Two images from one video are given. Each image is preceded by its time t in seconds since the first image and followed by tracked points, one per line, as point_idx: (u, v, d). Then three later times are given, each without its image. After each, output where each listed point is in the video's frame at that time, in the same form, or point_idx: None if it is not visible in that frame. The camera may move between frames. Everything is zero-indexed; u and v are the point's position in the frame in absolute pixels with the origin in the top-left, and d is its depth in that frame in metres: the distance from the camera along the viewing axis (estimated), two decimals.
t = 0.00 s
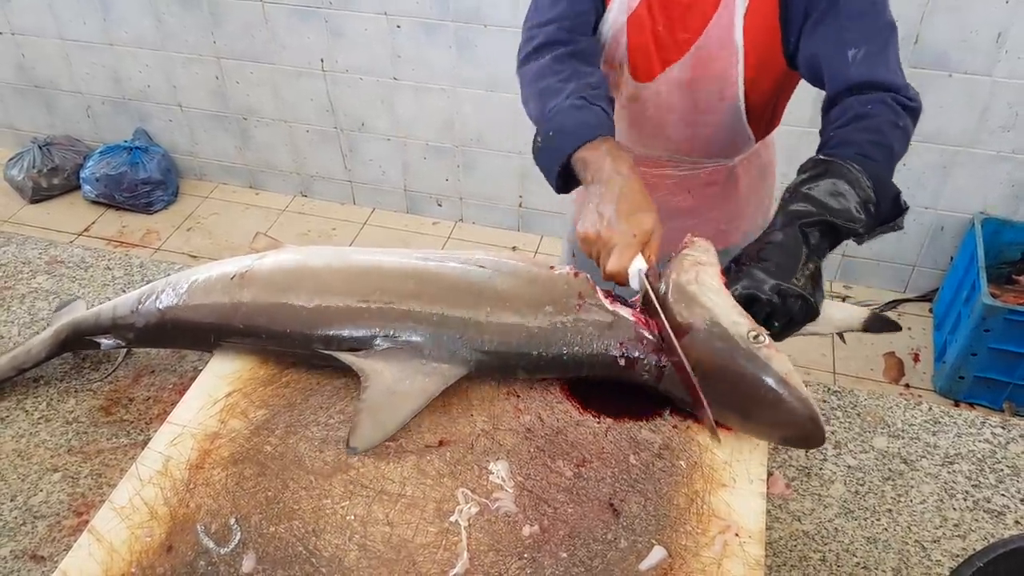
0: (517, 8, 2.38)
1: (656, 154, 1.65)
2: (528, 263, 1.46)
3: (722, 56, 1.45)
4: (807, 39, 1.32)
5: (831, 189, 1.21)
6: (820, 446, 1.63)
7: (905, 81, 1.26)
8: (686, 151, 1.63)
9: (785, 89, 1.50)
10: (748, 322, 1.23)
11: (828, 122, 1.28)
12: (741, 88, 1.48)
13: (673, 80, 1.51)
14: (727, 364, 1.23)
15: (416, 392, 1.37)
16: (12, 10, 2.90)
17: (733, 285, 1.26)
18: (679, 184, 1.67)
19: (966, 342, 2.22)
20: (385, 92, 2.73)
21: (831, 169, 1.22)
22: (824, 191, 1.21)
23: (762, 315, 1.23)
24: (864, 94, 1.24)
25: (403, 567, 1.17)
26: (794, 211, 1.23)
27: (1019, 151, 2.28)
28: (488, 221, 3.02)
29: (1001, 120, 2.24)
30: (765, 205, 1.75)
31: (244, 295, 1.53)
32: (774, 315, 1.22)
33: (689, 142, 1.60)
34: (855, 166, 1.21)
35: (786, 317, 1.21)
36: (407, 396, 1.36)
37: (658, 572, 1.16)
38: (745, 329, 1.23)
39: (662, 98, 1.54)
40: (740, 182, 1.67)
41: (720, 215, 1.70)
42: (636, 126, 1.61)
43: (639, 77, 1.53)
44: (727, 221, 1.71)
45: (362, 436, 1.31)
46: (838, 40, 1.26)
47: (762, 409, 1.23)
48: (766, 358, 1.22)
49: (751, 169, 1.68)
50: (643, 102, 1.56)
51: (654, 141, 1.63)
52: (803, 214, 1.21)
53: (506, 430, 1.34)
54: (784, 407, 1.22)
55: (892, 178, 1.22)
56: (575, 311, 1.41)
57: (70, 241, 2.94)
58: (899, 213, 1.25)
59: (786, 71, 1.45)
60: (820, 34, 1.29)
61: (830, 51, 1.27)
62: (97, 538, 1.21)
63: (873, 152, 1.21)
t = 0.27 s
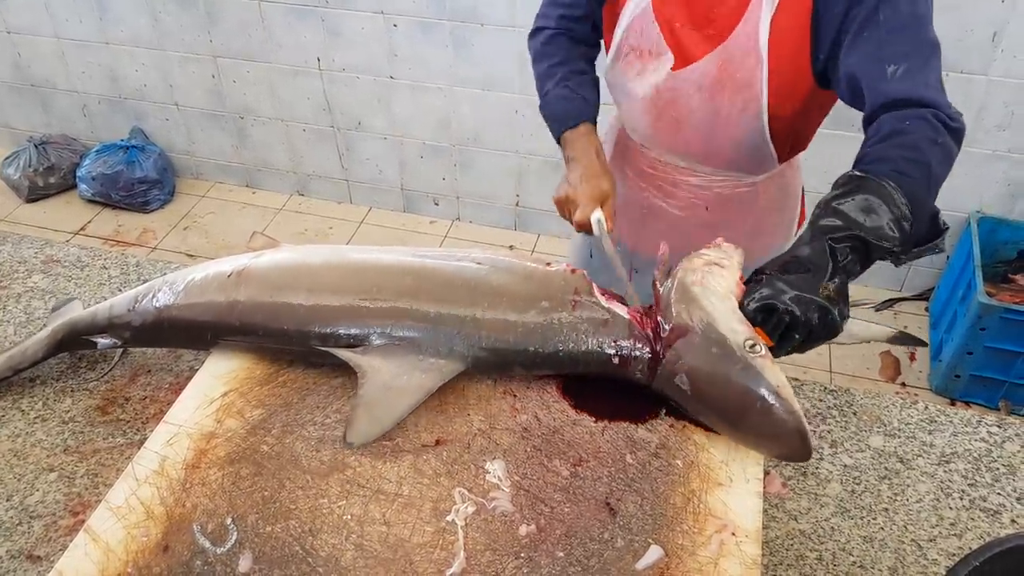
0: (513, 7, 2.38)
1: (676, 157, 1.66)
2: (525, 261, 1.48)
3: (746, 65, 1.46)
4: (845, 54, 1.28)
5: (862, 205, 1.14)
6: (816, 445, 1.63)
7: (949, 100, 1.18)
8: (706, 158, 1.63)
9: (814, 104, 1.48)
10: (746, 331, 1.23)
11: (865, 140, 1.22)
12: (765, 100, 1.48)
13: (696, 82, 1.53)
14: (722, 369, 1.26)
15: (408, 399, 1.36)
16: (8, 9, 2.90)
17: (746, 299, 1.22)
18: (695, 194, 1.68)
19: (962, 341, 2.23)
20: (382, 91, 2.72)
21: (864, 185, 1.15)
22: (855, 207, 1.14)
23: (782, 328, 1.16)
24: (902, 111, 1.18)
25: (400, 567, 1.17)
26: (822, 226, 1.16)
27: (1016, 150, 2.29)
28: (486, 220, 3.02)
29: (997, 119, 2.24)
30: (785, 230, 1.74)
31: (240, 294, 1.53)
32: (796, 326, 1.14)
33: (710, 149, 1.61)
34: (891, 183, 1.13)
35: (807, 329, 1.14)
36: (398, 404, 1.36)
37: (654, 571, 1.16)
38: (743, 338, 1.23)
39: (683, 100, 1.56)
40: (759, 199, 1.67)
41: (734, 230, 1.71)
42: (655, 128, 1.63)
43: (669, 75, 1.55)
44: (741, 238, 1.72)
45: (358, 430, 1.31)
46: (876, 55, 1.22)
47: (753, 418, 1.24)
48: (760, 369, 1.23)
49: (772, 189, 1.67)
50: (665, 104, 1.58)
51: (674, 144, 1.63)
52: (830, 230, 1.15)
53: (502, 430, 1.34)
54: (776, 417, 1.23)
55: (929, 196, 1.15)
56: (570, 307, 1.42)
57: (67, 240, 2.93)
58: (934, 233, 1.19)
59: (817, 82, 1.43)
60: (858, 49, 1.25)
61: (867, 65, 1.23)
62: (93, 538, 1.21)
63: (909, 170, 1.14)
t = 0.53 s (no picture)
0: (511, 7, 2.38)
1: (685, 154, 1.65)
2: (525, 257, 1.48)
3: (754, 58, 1.44)
4: (843, 42, 1.31)
5: (857, 194, 1.16)
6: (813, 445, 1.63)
7: (944, 89, 1.22)
8: (716, 154, 1.62)
9: (820, 96, 1.48)
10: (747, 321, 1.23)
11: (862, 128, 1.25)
12: (772, 94, 1.46)
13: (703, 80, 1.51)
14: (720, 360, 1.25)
15: (413, 383, 1.37)
16: (5, 7, 2.89)
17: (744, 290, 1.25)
18: (707, 188, 1.67)
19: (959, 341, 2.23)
20: (380, 91, 2.72)
21: (860, 173, 1.18)
22: (851, 196, 1.16)
23: (778, 319, 1.20)
24: (898, 99, 1.21)
25: (397, 567, 1.17)
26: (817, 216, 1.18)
27: (1013, 150, 2.29)
28: (483, 219, 3.02)
29: (995, 120, 2.24)
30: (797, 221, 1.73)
31: (238, 294, 1.53)
32: (792, 319, 1.19)
33: (719, 145, 1.59)
34: (885, 172, 1.16)
35: (803, 322, 1.18)
36: (403, 389, 1.36)
37: (652, 571, 1.16)
38: (743, 326, 1.23)
39: (691, 98, 1.54)
40: (770, 190, 1.66)
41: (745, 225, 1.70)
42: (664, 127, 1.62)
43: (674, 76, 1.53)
44: (754, 232, 1.71)
45: (358, 427, 1.31)
46: (875, 44, 1.25)
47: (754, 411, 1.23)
48: (762, 357, 1.21)
49: (783, 179, 1.66)
50: (672, 103, 1.57)
51: (684, 142, 1.62)
52: (826, 219, 1.17)
53: (500, 429, 1.34)
54: (778, 409, 1.21)
55: (924, 184, 1.18)
56: (570, 301, 1.43)
57: (64, 239, 2.92)
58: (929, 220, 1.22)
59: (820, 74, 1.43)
60: (857, 38, 1.28)
61: (866, 54, 1.26)
62: (90, 538, 1.20)
63: (904, 157, 1.17)
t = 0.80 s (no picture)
0: (510, 8, 2.38)
1: (683, 153, 1.65)
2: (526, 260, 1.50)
3: (760, 63, 1.44)
4: (843, 47, 1.29)
5: (854, 205, 1.18)
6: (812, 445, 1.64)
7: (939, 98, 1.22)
8: (713, 151, 1.62)
9: (816, 98, 1.51)
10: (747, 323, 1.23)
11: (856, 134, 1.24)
12: (774, 94, 1.47)
13: (705, 83, 1.50)
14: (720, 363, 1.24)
15: (414, 387, 1.37)
16: (4, 8, 2.89)
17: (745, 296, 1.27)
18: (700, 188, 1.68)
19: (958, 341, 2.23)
20: (379, 91, 2.72)
21: (854, 184, 1.19)
22: (848, 207, 1.19)
23: (778, 327, 1.22)
24: (894, 108, 1.20)
25: (396, 567, 1.17)
26: (815, 226, 1.21)
27: (1011, 151, 2.29)
28: (483, 220, 3.02)
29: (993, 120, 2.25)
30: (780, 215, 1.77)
31: (239, 295, 1.53)
32: (790, 326, 1.21)
33: (718, 143, 1.59)
34: (880, 183, 1.18)
35: (800, 328, 1.20)
36: (402, 393, 1.36)
37: (650, 571, 1.16)
38: (743, 329, 1.23)
39: (692, 100, 1.53)
40: (764, 184, 1.68)
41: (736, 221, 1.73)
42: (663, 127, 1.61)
43: (676, 75, 1.51)
44: (747, 224, 1.74)
45: (360, 430, 1.31)
46: (874, 50, 1.24)
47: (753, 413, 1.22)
48: (761, 357, 1.21)
49: (776, 172, 1.68)
50: (673, 103, 1.56)
51: (681, 139, 1.62)
52: (823, 229, 1.20)
53: (499, 430, 1.34)
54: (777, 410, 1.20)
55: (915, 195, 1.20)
56: (572, 304, 1.44)
57: (63, 239, 2.92)
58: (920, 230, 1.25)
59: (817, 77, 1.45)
60: (857, 43, 1.27)
61: (865, 58, 1.25)
62: (89, 538, 1.20)
63: (898, 169, 1.17)
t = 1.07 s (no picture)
0: (510, 9, 2.38)
1: (679, 159, 1.65)
2: (526, 259, 1.49)
3: (755, 65, 1.43)
4: (852, 57, 1.27)
5: (867, 215, 1.14)
6: (812, 447, 1.63)
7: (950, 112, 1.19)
8: (704, 159, 1.62)
9: (816, 111, 1.49)
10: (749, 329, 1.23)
11: (865, 145, 1.22)
12: (766, 104, 1.46)
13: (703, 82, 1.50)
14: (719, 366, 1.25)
15: (416, 384, 1.37)
16: (5, 9, 2.89)
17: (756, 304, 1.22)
18: (693, 198, 1.69)
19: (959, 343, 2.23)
20: (380, 92, 2.72)
21: (868, 194, 1.15)
22: (859, 216, 1.14)
23: (790, 337, 1.16)
24: (904, 120, 1.18)
25: (396, 568, 1.17)
26: (829, 234, 1.16)
27: (1012, 152, 2.29)
28: (483, 221, 3.02)
29: (994, 121, 2.25)
30: (772, 236, 1.77)
31: (241, 296, 1.53)
32: (805, 336, 1.14)
33: (708, 151, 1.59)
34: (892, 194, 1.13)
35: (814, 338, 1.14)
36: (404, 390, 1.36)
37: (650, 572, 1.16)
38: (745, 335, 1.23)
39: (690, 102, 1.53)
40: (754, 204, 1.69)
41: (727, 234, 1.73)
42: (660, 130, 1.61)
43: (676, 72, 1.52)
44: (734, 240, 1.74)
45: (362, 428, 1.31)
46: (884, 62, 1.22)
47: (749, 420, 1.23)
48: (761, 365, 1.22)
49: (768, 194, 1.68)
50: (671, 105, 1.56)
51: (673, 142, 1.62)
52: (836, 238, 1.15)
53: (499, 431, 1.34)
54: (771, 418, 1.21)
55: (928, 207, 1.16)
56: (571, 303, 1.43)
57: (64, 240, 2.92)
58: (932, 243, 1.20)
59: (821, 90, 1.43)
60: (865, 55, 1.25)
61: (874, 70, 1.23)
62: (89, 538, 1.20)
63: (910, 180, 1.14)
